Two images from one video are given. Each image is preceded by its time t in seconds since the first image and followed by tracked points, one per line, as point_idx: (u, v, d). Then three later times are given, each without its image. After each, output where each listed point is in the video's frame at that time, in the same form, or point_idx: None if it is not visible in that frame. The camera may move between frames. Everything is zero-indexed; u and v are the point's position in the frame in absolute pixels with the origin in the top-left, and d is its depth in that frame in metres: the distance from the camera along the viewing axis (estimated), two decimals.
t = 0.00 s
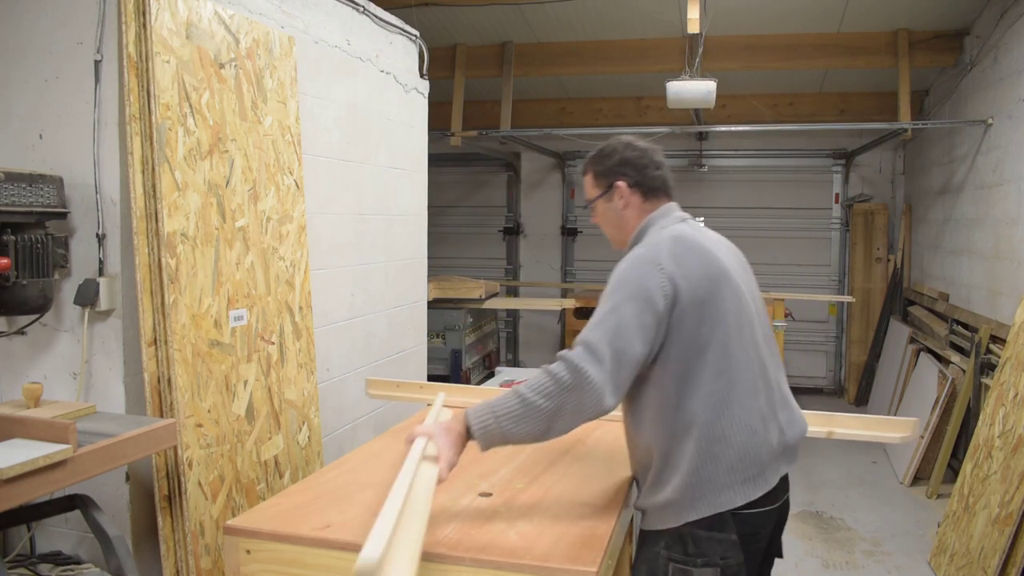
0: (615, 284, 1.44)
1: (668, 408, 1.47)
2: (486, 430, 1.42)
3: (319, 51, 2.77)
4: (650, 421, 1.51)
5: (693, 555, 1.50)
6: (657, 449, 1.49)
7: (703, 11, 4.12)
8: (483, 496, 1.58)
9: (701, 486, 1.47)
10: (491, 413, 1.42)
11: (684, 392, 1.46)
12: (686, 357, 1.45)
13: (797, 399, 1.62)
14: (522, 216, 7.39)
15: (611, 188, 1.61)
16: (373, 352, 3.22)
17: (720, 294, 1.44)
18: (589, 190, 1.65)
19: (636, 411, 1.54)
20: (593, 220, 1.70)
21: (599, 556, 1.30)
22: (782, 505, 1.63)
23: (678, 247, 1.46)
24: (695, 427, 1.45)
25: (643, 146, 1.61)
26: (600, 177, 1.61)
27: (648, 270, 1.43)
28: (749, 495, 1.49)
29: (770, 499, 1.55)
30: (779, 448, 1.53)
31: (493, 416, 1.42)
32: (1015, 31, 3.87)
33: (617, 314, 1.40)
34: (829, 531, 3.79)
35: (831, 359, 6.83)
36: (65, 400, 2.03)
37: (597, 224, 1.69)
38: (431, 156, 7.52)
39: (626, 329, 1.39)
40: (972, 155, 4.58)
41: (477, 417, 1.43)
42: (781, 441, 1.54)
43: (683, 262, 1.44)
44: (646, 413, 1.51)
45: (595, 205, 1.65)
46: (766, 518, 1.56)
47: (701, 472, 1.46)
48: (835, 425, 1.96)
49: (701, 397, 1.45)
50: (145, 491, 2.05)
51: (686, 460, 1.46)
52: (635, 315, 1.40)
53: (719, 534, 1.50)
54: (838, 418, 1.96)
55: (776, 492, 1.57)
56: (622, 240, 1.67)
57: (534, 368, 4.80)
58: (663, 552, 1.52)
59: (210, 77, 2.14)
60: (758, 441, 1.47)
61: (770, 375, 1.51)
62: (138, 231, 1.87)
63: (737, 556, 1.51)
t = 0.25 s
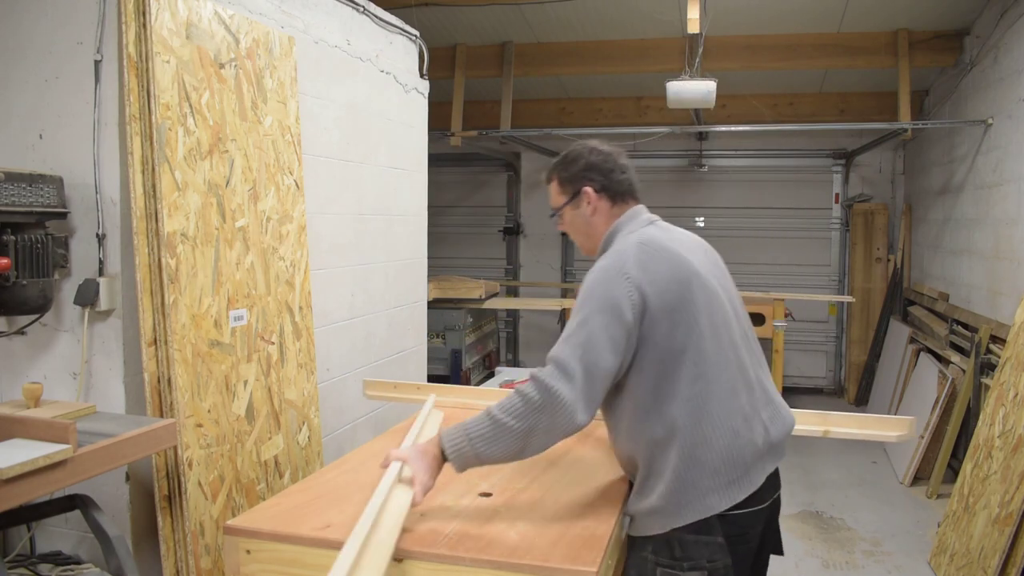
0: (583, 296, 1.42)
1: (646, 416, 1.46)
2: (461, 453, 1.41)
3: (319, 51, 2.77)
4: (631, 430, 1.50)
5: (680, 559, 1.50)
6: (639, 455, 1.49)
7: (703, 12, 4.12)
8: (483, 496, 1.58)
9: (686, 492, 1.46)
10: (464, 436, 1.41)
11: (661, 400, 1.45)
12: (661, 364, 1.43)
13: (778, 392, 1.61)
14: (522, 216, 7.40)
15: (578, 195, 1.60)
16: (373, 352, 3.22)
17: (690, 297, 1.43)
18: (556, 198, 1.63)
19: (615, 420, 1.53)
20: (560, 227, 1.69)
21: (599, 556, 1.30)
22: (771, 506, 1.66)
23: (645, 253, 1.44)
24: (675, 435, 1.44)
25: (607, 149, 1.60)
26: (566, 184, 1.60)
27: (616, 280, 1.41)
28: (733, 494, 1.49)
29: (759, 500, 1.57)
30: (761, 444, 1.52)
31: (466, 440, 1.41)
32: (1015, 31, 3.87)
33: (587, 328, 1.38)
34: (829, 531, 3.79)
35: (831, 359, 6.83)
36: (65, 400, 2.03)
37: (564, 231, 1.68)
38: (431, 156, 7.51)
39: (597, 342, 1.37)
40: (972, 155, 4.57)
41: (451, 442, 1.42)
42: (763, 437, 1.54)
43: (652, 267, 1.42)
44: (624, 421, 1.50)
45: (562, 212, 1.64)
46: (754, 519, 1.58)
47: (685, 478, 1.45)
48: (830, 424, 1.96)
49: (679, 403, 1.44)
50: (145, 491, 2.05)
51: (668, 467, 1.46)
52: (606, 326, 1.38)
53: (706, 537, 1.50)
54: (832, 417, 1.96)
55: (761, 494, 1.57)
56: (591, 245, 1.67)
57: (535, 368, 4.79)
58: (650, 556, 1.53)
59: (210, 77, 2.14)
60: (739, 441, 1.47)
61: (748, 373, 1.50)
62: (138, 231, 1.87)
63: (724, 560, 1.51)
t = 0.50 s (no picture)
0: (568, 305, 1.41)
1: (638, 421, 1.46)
2: (444, 466, 1.44)
3: (319, 51, 2.77)
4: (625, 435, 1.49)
5: (677, 563, 1.50)
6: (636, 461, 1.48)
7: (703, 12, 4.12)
8: (483, 496, 1.58)
9: (684, 495, 1.46)
10: (447, 448, 1.44)
11: (652, 404, 1.44)
12: (650, 369, 1.43)
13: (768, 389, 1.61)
14: (522, 216, 7.40)
15: (558, 202, 1.59)
16: (373, 352, 3.22)
17: (677, 300, 1.42)
18: (534, 206, 1.62)
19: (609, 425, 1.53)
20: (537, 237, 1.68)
21: (598, 557, 1.30)
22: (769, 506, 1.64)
23: (629, 259, 1.43)
24: (667, 439, 1.44)
25: (585, 158, 1.61)
26: (546, 192, 1.59)
27: (600, 289, 1.39)
28: (733, 494, 1.49)
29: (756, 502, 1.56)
30: (757, 441, 1.53)
31: (449, 453, 1.43)
32: (1015, 31, 3.87)
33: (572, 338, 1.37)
34: (829, 531, 3.79)
35: (831, 359, 6.83)
36: (65, 400, 2.03)
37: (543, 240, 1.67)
38: (431, 156, 7.52)
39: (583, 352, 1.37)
40: (971, 155, 4.57)
41: (435, 455, 1.45)
42: (757, 433, 1.54)
43: (638, 273, 1.41)
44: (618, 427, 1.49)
45: (541, 220, 1.63)
46: (752, 520, 1.56)
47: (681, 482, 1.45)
48: (830, 424, 1.96)
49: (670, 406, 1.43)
50: (145, 491, 2.05)
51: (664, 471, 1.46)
52: (591, 335, 1.37)
53: (703, 541, 1.49)
54: (832, 418, 1.95)
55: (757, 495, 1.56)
56: (570, 253, 1.66)
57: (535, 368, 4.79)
58: (648, 559, 1.53)
59: (210, 77, 2.14)
60: (735, 442, 1.47)
61: (738, 373, 1.50)
62: (138, 231, 1.87)
63: (721, 562, 1.51)
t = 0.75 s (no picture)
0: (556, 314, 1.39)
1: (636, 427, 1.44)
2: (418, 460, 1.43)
3: (319, 51, 2.77)
4: (621, 442, 1.48)
5: (694, 564, 1.49)
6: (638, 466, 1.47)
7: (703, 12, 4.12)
8: (483, 496, 1.58)
9: (689, 498, 1.45)
10: (424, 446, 1.43)
11: (648, 411, 1.43)
12: (645, 372, 1.42)
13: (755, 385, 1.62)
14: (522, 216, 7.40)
15: (539, 211, 1.58)
16: (373, 352, 3.22)
17: (668, 303, 1.41)
18: (513, 217, 1.61)
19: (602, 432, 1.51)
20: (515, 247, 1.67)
21: (600, 556, 1.30)
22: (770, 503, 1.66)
23: (618, 264, 1.41)
24: (668, 443, 1.43)
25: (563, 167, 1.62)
26: (525, 202, 1.59)
27: (590, 295, 1.37)
28: (738, 491, 1.49)
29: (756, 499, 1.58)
30: (755, 436, 1.53)
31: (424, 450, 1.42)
32: (1015, 32, 3.87)
33: (562, 346, 1.35)
34: (829, 531, 3.79)
35: (831, 359, 6.84)
36: (65, 400, 2.03)
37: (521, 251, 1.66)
38: (431, 156, 7.51)
39: (574, 359, 1.35)
40: (971, 155, 4.57)
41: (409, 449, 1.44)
42: (754, 428, 1.54)
43: (630, 276, 1.40)
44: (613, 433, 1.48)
45: (520, 230, 1.62)
46: (756, 518, 1.59)
47: (683, 485, 1.44)
48: (830, 424, 1.96)
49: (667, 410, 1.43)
50: (145, 491, 2.05)
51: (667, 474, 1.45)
52: (583, 342, 1.35)
53: (718, 541, 1.49)
54: (832, 417, 1.96)
55: (757, 492, 1.58)
56: (550, 263, 1.65)
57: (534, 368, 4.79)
58: (662, 564, 1.50)
59: (210, 77, 2.14)
60: (737, 439, 1.47)
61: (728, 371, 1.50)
62: (138, 231, 1.87)
63: (738, 561, 1.52)
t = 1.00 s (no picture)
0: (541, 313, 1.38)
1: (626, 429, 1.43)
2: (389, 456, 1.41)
3: (319, 51, 2.77)
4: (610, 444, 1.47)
5: (691, 566, 1.49)
6: (628, 465, 1.46)
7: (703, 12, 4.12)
8: (483, 496, 1.58)
9: (682, 498, 1.45)
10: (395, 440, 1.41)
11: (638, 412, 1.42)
12: (634, 372, 1.41)
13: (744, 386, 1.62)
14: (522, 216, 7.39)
15: (533, 212, 1.58)
16: (373, 352, 3.22)
17: (656, 301, 1.41)
18: (505, 216, 1.60)
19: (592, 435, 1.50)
20: (505, 248, 1.65)
21: (599, 556, 1.30)
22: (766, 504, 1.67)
23: (604, 264, 1.41)
24: (659, 442, 1.42)
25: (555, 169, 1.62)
26: (519, 202, 1.58)
27: (574, 294, 1.37)
28: (730, 490, 1.49)
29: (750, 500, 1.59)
30: (747, 434, 1.53)
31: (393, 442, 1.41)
32: (1015, 32, 3.87)
33: (546, 344, 1.34)
34: (829, 531, 3.79)
35: (831, 359, 6.84)
36: (65, 400, 2.03)
37: (511, 251, 1.65)
38: (431, 156, 7.51)
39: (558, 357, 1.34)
40: (971, 155, 4.57)
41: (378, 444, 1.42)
42: (746, 427, 1.54)
43: (615, 274, 1.41)
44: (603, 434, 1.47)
45: (512, 231, 1.61)
46: (749, 518, 1.60)
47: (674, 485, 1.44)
48: (830, 424, 1.96)
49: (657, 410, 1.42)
50: (145, 491, 2.05)
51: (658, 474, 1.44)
52: (567, 341, 1.35)
53: (715, 542, 1.49)
54: (832, 417, 1.96)
55: (752, 492, 1.59)
56: (540, 265, 1.65)
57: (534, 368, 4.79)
58: (658, 566, 1.49)
59: (210, 77, 2.13)
60: (727, 437, 1.47)
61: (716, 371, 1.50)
62: (138, 231, 1.87)
63: (735, 561, 1.52)
